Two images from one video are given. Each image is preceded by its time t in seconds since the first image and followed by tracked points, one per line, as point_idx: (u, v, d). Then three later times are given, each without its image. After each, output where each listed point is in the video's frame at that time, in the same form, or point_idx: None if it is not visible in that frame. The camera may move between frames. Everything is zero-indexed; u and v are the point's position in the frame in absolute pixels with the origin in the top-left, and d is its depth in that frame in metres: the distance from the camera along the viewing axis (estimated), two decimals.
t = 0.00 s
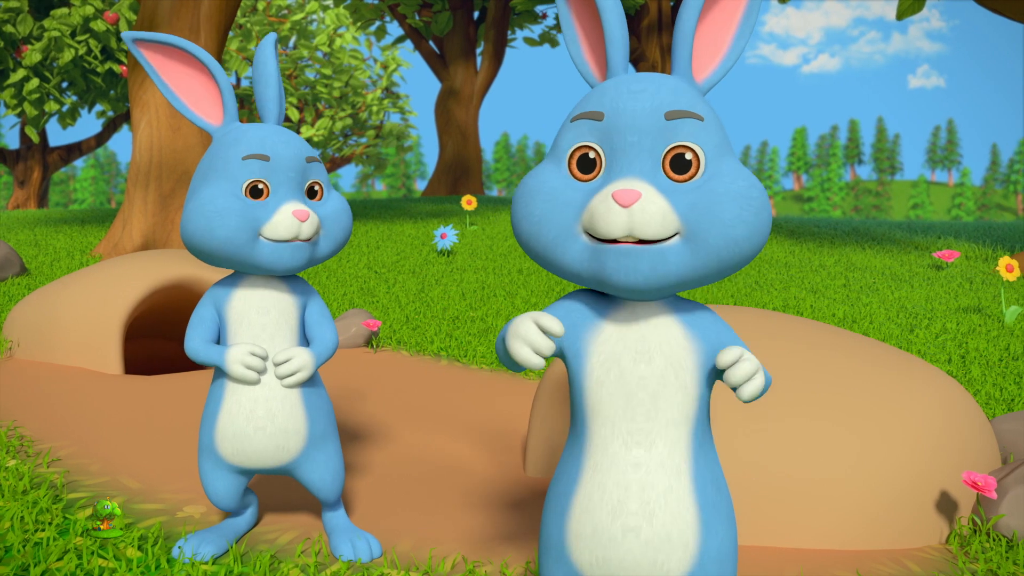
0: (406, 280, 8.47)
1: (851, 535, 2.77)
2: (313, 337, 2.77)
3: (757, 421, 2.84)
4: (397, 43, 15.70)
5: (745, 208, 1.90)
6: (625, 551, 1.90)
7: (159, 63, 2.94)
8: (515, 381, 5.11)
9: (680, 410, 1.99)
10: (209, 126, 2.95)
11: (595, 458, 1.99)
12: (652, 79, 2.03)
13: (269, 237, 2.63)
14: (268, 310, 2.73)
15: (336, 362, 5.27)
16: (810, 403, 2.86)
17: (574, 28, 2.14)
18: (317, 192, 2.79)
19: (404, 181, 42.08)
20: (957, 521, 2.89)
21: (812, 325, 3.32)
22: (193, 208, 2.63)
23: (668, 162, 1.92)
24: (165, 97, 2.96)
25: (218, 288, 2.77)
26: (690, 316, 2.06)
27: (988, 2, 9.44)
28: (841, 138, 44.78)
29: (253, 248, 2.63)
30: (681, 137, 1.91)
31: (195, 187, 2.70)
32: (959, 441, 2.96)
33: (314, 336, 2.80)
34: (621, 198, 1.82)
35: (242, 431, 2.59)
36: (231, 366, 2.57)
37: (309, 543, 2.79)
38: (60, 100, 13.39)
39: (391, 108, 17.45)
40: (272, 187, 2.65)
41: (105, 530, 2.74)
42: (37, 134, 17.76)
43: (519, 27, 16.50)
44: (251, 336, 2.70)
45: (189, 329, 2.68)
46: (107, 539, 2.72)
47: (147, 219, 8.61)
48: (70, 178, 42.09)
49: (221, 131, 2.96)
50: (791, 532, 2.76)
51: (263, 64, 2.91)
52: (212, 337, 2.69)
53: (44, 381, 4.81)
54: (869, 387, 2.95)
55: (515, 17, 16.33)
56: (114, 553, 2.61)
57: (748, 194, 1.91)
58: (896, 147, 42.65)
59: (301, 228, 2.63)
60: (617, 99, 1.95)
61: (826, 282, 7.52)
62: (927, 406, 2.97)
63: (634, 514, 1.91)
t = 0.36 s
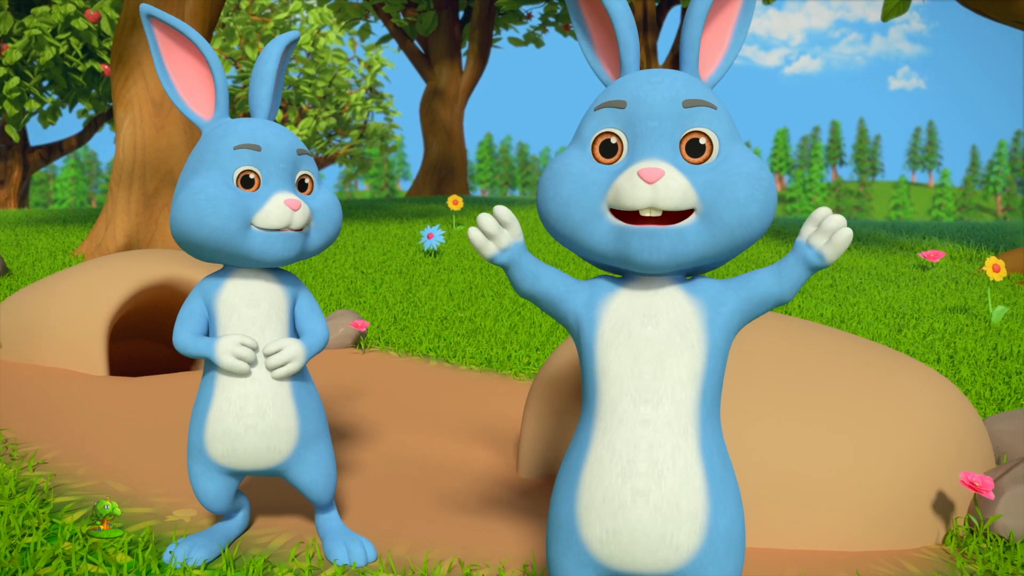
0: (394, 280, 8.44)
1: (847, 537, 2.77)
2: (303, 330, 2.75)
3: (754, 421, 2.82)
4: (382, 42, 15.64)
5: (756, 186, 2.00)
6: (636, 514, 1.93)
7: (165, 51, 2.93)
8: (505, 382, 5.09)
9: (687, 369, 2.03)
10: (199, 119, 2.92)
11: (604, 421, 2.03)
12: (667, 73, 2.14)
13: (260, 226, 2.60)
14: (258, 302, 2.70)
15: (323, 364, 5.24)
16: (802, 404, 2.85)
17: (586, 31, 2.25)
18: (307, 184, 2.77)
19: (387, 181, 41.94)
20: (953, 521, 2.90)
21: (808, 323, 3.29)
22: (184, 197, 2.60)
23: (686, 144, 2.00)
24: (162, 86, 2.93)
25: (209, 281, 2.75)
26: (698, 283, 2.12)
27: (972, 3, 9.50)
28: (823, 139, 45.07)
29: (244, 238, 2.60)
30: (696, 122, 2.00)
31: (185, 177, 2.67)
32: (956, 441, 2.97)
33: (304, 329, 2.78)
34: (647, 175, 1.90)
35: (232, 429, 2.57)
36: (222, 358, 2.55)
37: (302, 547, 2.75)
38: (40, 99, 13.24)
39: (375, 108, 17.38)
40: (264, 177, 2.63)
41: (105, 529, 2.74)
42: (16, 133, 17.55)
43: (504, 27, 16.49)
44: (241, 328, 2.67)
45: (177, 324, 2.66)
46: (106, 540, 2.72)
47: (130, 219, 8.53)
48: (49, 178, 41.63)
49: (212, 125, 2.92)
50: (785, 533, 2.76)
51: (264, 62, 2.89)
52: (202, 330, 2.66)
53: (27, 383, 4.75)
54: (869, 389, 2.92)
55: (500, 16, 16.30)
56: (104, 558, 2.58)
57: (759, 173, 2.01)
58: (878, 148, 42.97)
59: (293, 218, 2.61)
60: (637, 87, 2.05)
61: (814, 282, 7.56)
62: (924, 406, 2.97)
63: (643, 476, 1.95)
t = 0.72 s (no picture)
0: (381, 281, 8.41)
1: (843, 538, 2.77)
2: (295, 324, 2.73)
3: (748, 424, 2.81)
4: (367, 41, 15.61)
5: (759, 222, 1.90)
6: (640, 542, 1.88)
7: (159, 48, 2.90)
8: (495, 382, 5.08)
9: (692, 406, 1.99)
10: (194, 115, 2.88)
11: (606, 451, 1.97)
12: (671, 88, 2.00)
13: (254, 222, 2.58)
14: (250, 298, 2.68)
15: (311, 365, 5.21)
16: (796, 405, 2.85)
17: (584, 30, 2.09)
18: (301, 183, 2.74)
19: (370, 182, 41.86)
20: (950, 521, 2.91)
21: (804, 322, 3.31)
22: (177, 191, 2.57)
23: (688, 175, 1.89)
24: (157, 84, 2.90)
25: (201, 276, 2.73)
26: (702, 320, 2.07)
27: (957, 5, 9.59)
28: (805, 140, 45.42)
29: (235, 233, 2.57)
30: (700, 153, 1.89)
31: (178, 173, 2.65)
32: (953, 442, 2.98)
33: (296, 323, 2.76)
34: (648, 219, 1.79)
35: (224, 429, 2.54)
36: (213, 349, 2.52)
37: (295, 551, 2.73)
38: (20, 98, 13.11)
39: (359, 108, 17.33)
40: (258, 174, 2.61)
41: (106, 528, 2.69)
42: None
43: (489, 27, 16.52)
44: (233, 322, 2.65)
45: (168, 317, 2.63)
46: (108, 540, 2.68)
47: (114, 219, 8.45)
48: (28, 178, 41.21)
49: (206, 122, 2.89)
50: (780, 536, 2.75)
51: (258, 62, 2.87)
52: (193, 323, 2.64)
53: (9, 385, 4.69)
54: (867, 389, 2.94)
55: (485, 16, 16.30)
56: (94, 564, 2.55)
57: (765, 208, 1.91)
58: (859, 149, 43.35)
59: (286, 215, 2.59)
60: (638, 113, 1.92)
61: (801, 282, 7.61)
62: (922, 407, 2.98)
63: (648, 505, 1.90)
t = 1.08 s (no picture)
0: (369, 281, 8.38)
1: (840, 539, 2.77)
2: (290, 324, 2.71)
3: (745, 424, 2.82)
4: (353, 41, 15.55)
5: (767, 219, 1.90)
6: (642, 548, 1.88)
7: (148, 46, 2.87)
8: (487, 383, 5.07)
9: (693, 403, 1.99)
10: (183, 112, 2.86)
11: (607, 452, 1.97)
12: (675, 91, 2.02)
13: (247, 221, 2.55)
14: (244, 297, 2.66)
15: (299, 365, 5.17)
16: (791, 404, 2.85)
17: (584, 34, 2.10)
18: (296, 182, 2.73)
19: (354, 182, 41.68)
20: (947, 522, 2.92)
21: (800, 321, 3.31)
22: (170, 188, 2.55)
23: (694, 172, 1.90)
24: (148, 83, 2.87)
25: (194, 275, 2.70)
26: (705, 316, 2.06)
27: (942, 6, 9.65)
28: (789, 141, 45.69)
29: (229, 233, 2.54)
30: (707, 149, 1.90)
31: (170, 171, 2.62)
32: (950, 443, 2.99)
33: (290, 322, 2.75)
34: (653, 212, 1.80)
35: (218, 431, 2.52)
36: (206, 349, 2.50)
37: (291, 555, 2.71)
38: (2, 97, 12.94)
39: (344, 108, 17.26)
40: (252, 172, 2.59)
41: (105, 529, 2.72)
42: None
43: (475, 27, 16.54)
44: (226, 321, 2.63)
45: (160, 317, 2.61)
46: (106, 540, 2.72)
47: (98, 219, 8.37)
48: (7, 177, 40.72)
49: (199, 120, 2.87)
50: (778, 537, 2.75)
51: (250, 59, 2.85)
52: (185, 323, 2.61)
53: None
54: (866, 390, 2.95)
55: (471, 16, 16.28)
56: (86, 568, 2.52)
57: (772, 205, 1.91)
58: (842, 150, 43.61)
59: (280, 214, 2.57)
60: (642, 111, 1.93)
61: (790, 282, 7.65)
62: (920, 408, 2.99)
63: (649, 510, 1.90)
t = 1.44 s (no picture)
0: (356, 281, 8.34)
1: (835, 540, 2.77)
2: (284, 328, 2.69)
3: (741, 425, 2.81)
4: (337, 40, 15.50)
5: (783, 239, 1.86)
6: None
7: (140, 39, 2.84)
8: (478, 384, 5.05)
9: (704, 435, 1.98)
10: (173, 109, 2.84)
11: (617, 483, 1.97)
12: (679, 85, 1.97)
13: (241, 221, 2.53)
14: (237, 300, 2.64)
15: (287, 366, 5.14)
16: (786, 405, 2.85)
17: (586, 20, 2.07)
18: (289, 179, 2.71)
19: (337, 182, 41.49)
20: (944, 522, 2.93)
21: (793, 322, 3.31)
22: (161, 189, 2.52)
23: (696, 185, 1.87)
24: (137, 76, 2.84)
25: (186, 278, 2.68)
26: (717, 340, 2.04)
27: (927, 7, 9.73)
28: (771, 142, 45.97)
29: (223, 233, 2.52)
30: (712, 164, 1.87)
31: (161, 170, 2.59)
32: (947, 442, 3.00)
33: (284, 327, 2.72)
34: (650, 234, 1.76)
35: (211, 434, 2.49)
36: (200, 355, 2.48)
37: (285, 559, 2.68)
38: None
39: (328, 108, 17.18)
40: (245, 171, 2.56)
41: (105, 529, 2.74)
42: None
43: (460, 27, 16.57)
44: (219, 325, 2.61)
45: (152, 320, 2.58)
46: (106, 540, 2.74)
47: (81, 219, 8.29)
48: None
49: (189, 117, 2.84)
50: (773, 538, 2.75)
51: (244, 53, 2.83)
52: (177, 328, 2.59)
53: None
54: (862, 391, 2.96)
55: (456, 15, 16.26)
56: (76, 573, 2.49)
57: (786, 225, 1.87)
58: (824, 150, 43.91)
59: (275, 213, 2.55)
60: (641, 115, 1.90)
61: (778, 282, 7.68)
62: (916, 407, 3.00)
63: (659, 542, 1.90)
